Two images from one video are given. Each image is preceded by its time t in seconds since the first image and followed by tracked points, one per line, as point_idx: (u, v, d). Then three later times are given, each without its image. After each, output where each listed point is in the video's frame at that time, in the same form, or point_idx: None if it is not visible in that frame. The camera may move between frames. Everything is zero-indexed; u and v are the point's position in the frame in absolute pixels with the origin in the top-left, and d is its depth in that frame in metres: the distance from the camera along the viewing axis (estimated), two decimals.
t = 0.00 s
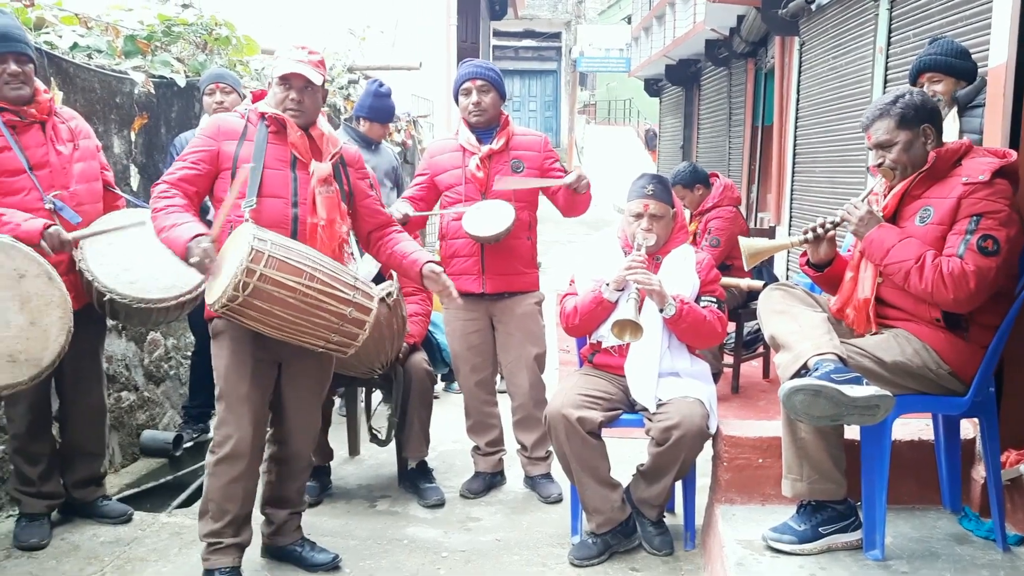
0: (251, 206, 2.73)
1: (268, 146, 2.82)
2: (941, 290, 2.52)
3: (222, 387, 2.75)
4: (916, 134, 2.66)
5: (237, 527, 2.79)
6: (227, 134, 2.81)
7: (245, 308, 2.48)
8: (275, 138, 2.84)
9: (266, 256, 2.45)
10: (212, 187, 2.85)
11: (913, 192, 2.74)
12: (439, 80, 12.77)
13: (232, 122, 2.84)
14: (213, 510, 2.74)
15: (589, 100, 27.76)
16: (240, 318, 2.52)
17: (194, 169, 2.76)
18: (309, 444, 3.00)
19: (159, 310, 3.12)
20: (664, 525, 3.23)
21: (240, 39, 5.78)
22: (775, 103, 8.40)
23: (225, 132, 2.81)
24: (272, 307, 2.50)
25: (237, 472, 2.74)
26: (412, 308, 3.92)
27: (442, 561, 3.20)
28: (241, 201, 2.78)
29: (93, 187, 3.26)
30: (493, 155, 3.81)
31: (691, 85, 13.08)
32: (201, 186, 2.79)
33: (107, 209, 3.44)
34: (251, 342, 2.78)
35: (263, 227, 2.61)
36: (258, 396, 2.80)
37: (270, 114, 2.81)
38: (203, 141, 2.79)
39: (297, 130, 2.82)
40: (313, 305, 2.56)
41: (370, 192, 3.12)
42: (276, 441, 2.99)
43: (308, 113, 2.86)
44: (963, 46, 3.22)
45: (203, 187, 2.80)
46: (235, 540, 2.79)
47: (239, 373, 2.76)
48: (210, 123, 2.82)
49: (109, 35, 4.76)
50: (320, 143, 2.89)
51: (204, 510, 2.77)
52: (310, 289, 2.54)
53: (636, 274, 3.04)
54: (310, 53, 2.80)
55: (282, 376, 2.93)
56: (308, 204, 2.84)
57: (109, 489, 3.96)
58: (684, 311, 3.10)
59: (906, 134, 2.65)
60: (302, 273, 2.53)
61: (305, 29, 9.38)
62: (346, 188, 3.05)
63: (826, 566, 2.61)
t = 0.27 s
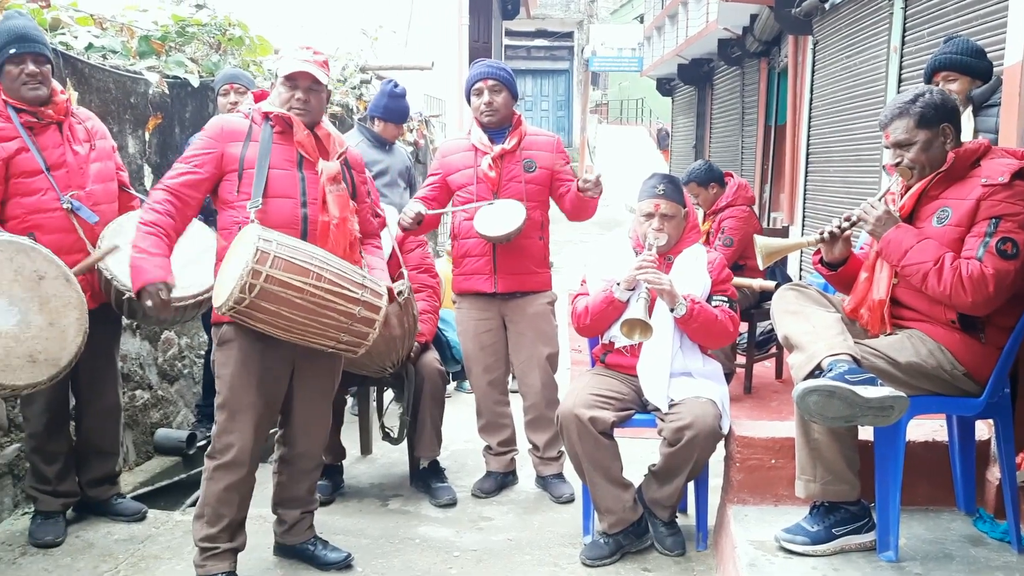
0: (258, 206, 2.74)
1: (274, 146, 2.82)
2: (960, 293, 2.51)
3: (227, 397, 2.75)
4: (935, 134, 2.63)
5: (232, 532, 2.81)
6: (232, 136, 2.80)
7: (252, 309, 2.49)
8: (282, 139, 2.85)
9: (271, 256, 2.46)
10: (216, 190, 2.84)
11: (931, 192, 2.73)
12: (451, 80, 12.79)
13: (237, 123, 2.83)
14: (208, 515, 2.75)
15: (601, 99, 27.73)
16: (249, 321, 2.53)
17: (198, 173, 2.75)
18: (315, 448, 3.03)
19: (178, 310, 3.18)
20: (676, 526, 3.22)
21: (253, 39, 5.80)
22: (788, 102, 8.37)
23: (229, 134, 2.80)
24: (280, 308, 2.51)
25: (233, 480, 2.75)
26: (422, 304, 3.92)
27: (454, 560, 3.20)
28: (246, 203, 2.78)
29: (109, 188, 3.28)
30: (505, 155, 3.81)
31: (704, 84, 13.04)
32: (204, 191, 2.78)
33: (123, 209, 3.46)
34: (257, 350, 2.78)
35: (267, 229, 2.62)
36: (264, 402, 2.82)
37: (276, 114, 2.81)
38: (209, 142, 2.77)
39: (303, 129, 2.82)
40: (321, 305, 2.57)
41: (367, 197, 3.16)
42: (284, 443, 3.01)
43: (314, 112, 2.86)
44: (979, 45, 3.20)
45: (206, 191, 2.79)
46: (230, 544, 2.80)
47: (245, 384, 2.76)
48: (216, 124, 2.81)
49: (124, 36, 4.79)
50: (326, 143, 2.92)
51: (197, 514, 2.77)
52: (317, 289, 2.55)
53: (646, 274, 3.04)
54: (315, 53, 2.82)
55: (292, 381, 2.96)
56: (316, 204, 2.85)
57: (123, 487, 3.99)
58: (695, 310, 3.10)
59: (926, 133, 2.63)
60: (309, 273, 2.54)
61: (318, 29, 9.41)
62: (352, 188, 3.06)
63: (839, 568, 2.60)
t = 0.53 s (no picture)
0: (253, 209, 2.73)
1: (262, 147, 2.81)
2: (979, 297, 2.50)
3: (221, 398, 2.75)
4: (957, 133, 2.62)
5: (242, 532, 2.82)
6: (218, 139, 2.78)
7: (263, 315, 2.48)
8: (268, 139, 2.83)
9: (280, 260, 2.45)
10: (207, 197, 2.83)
11: (950, 192, 2.71)
12: (463, 80, 12.80)
13: (220, 125, 2.81)
14: (214, 517, 2.76)
15: (613, 99, 27.71)
16: (259, 327, 2.53)
17: (187, 182, 2.74)
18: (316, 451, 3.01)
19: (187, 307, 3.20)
20: (687, 526, 3.21)
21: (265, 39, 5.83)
22: (801, 102, 8.33)
23: (214, 138, 2.78)
24: (291, 311, 2.51)
25: (236, 483, 2.77)
26: (433, 303, 3.93)
27: (464, 560, 3.20)
28: (240, 206, 2.77)
29: (121, 186, 3.30)
30: (516, 154, 3.81)
31: (716, 84, 13.00)
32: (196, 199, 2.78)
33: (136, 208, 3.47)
34: (253, 351, 2.75)
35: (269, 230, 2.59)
36: (262, 404, 2.81)
37: (259, 113, 2.76)
38: (194, 149, 2.76)
39: (289, 126, 2.78)
40: (331, 306, 2.58)
41: (362, 187, 3.10)
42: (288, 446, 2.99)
43: (298, 109, 2.82)
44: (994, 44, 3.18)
45: (198, 201, 2.79)
46: (240, 544, 2.81)
47: (241, 386, 2.75)
48: (199, 129, 2.78)
49: (137, 36, 4.82)
50: (313, 138, 2.88)
51: (204, 517, 2.78)
52: (327, 290, 2.56)
53: (658, 274, 3.03)
54: (297, 45, 2.74)
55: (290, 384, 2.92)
56: (310, 203, 2.85)
57: (136, 485, 4.01)
58: (706, 311, 3.09)
59: (948, 132, 2.61)
60: (318, 274, 2.54)
61: (331, 29, 9.43)
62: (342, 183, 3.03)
63: (851, 569, 2.58)
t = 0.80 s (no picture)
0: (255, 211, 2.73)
1: (259, 147, 2.80)
2: (999, 300, 2.50)
3: (225, 401, 2.75)
4: (980, 132, 2.61)
5: (250, 531, 2.83)
6: (214, 137, 2.75)
7: (277, 322, 2.48)
8: (264, 138, 2.82)
9: (293, 267, 2.45)
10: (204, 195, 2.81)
11: (968, 192, 2.70)
12: (474, 80, 12.82)
13: (216, 123, 2.77)
14: (221, 518, 2.77)
15: (624, 99, 27.69)
16: (272, 334, 2.53)
17: (184, 180, 2.70)
18: (319, 454, 3.01)
19: (197, 305, 3.17)
20: (698, 526, 3.21)
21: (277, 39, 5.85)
22: (813, 101, 8.31)
23: (210, 136, 2.75)
24: (304, 318, 2.52)
25: (243, 482, 2.78)
26: (444, 304, 3.93)
27: (475, 558, 3.21)
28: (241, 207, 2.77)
29: (133, 185, 3.32)
30: (526, 154, 3.81)
31: (728, 83, 12.97)
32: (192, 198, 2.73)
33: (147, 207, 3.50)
34: (253, 353, 2.77)
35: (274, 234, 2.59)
36: (263, 403, 2.84)
37: (254, 112, 2.74)
38: (188, 148, 2.73)
39: (285, 126, 2.78)
40: (343, 310, 2.60)
41: (355, 185, 3.13)
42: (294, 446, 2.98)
43: (290, 107, 2.80)
44: (1006, 44, 3.19)
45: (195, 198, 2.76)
46: (249, 543, 2.82)
47: (244, 387, 2.77)
48: (191, 127, 2.74)
49: (150, 37, 4.86)
50: (309, 138, 2.91)
51: (213, 518, 2.78)
52: (338, 294, 2.57)
53: (670, 273, 3.02)
54: (287, 42, 2.71)
55: (288, 386, 2.94)
56: (310, 203, 2.86)
57: (148, 483, 4.03)
58: (718, 311, 3.08)
59: (970, 130, 2.60)
60: (329, 279, 2.55)
61: (343, 29, 9.46)
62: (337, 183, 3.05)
63: (863, 570, 2.58)
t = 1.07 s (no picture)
0: (270, 211, 2.74)
1: (273, 148, 2.80)
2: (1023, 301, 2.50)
3: (239, 404, 2.76)
4: (1006, 129, 2.59)
5: (265, 530, 2.84)
6: (227, 137, 2.76)
7: (290, 324, 2.48)
8: (278, 140, 2.82)
9: (312, 271, 2.47)
10: (213, 194, 2.81)
11: (991, 191, 2.70)
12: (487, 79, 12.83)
13: (229, 123, 2.78)
14: (235, 517, 2.78)
15: (637, 98, 27.64)
16: (281, 336, 2.52)
17: (191, 176, 2.71)
18: (335, 455, 3.02)
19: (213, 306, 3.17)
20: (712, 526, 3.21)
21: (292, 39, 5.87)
22: (828, 100, 8.27)
23: (224, 136, 2.76)
24: (317, 322, 2.52)
25: (256, 483, 2.79)
26: (460, 306, 3.94)
27: (488, 558, 3.21)
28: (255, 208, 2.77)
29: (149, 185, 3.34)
30: (540, 153, 3.81)
31: (741, 82, 12.93)
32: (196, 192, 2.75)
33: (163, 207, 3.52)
34: (268, 357, 2.78)
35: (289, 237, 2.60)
36: (276, 402, 2.85)
37: (269, 114, 2.75)
38: (200, 144, 2.73)
39: (300, 129, 2.80)
40: (354, 317, 2.61)
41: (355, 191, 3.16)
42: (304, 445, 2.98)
43: (305, 110, 2.82)
44: None
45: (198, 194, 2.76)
46: (264, 542, 2.83)
47: (258, 388, 2.78)
48: (205, 124, 2.74)
49: (166, 37, 4.89)
50: (320, 142, 2.93)
51: (226, 518, 2.79)
52: (352, 301, 2.59)
53: (686, 272, 3.02)
54: (303, 46, 2.76)
55: (299, 384, 2.95)
56: (323, 207, 2.87)
57: (164, 481, 4.05)
58: (734, 310, 3.07)
59: (997, 126, 2.58)
60: (344, 286, 2.57)
61: (356, 29, 9.49)
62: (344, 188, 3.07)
63: (878, 571, 2.57)
